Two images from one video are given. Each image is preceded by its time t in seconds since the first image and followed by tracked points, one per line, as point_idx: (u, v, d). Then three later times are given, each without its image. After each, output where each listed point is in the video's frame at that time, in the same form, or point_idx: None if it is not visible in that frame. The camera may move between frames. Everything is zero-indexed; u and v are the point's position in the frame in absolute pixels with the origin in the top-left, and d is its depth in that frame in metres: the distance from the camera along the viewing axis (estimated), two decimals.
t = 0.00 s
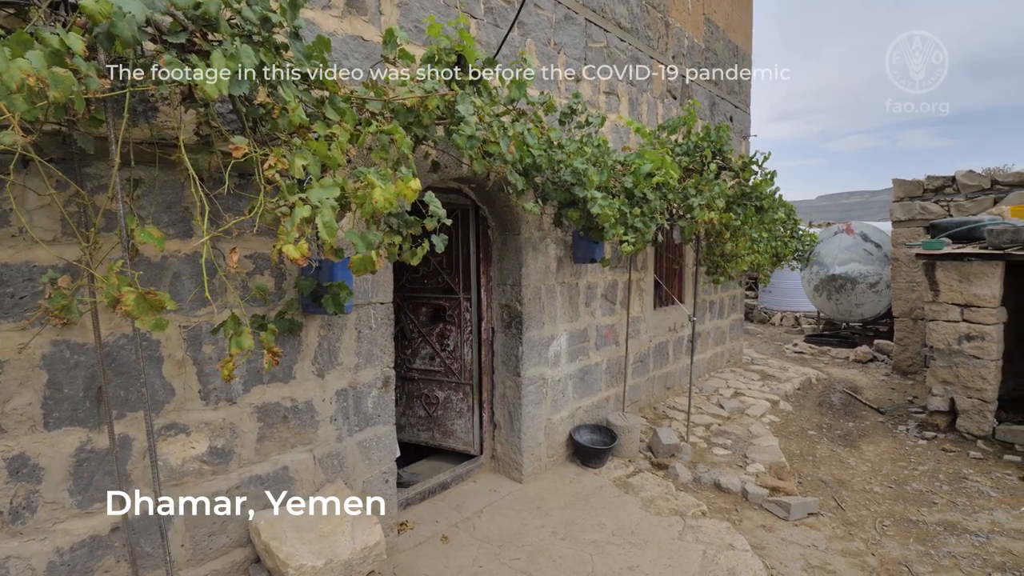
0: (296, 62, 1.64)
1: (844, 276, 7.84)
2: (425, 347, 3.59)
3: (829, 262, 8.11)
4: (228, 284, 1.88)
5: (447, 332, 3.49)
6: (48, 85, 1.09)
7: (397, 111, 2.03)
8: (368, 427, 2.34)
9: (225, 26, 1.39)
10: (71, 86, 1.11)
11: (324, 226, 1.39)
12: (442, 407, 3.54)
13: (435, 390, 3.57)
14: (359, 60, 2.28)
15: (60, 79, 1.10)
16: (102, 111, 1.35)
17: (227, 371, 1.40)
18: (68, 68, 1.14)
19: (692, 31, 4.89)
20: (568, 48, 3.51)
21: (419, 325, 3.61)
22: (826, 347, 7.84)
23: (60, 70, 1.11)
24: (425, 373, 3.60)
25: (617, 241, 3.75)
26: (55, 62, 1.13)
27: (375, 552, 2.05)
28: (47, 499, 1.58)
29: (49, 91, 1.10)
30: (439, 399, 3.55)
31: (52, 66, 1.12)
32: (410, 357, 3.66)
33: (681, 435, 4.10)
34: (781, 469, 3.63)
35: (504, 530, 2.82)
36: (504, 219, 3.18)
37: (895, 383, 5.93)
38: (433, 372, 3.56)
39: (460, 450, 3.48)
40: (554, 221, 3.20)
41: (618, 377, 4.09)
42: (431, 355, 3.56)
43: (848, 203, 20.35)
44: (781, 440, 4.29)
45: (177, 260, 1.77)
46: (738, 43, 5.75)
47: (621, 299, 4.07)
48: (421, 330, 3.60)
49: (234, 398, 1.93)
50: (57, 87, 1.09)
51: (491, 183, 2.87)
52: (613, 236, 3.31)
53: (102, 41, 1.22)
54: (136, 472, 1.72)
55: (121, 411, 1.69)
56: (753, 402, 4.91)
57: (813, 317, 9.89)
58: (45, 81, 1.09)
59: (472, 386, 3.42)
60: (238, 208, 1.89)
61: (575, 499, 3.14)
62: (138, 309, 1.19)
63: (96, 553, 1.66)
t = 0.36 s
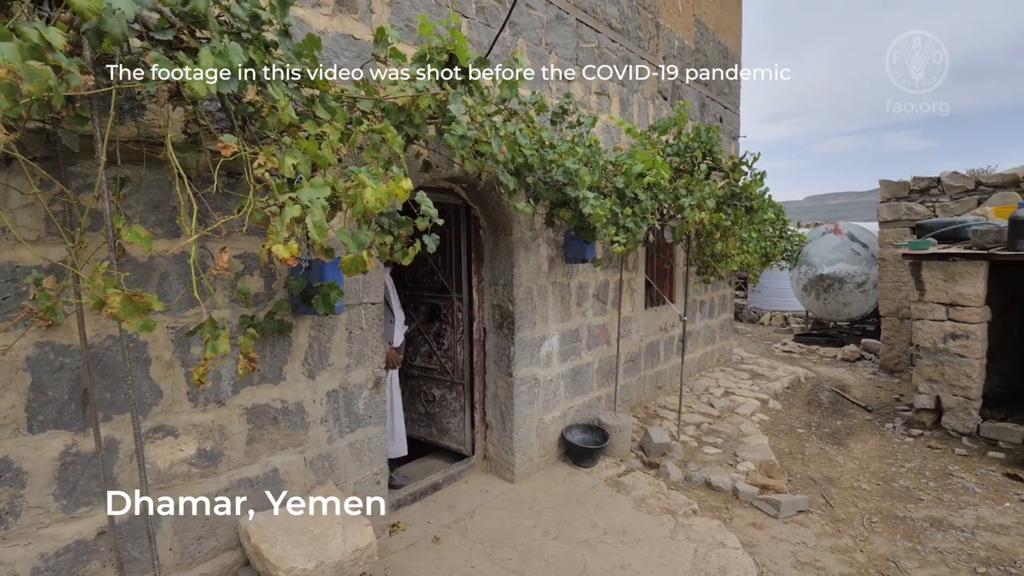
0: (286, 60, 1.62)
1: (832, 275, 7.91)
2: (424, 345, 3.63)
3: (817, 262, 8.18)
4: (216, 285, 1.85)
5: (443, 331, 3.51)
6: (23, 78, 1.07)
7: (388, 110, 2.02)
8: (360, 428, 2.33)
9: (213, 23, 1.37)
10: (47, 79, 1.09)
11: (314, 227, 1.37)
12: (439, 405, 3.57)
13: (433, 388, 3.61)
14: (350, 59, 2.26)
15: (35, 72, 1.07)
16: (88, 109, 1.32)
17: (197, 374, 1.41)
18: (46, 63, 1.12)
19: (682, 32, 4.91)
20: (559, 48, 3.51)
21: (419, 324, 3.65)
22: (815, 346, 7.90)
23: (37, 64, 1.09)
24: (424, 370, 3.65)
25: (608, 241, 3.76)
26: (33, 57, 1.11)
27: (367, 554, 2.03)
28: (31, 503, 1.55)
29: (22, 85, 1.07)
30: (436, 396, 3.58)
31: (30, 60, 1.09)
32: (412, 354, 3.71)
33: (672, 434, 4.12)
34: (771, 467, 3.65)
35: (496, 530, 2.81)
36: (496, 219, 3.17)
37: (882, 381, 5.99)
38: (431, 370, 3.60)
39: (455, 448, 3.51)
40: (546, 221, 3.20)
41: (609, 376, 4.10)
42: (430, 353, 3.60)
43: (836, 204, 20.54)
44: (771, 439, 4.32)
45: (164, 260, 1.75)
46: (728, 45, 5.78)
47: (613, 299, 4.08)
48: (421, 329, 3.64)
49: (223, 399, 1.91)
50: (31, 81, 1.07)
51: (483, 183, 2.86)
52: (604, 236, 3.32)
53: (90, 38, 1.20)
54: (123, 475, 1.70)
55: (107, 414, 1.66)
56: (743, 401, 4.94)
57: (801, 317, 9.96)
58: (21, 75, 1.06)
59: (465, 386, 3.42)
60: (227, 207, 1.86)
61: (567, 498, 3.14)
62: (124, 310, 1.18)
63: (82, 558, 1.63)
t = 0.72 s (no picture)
0: (273, 56, 1.60)
1: (818, 274, 8.00)
2: (419, 343, 3.65)
3: (803, 261, 8.26)
4: (202, 285, 1.83)
5: (435, 330, 3.51)
6: (13, 77, 1.05)
7: (377, 108, 2.00)
8: (348, 429, 2.31)
9: (199, 19, 1.35)
10: (37, 78, 1.08)
11: (300, 225, 1.36)
12: (432, 403, 3.59)
13: (427, 386, 3.63)
14: (338, 56, 2.24)
15: (25, 70, 1.06)
16: (69, 104, 1.30)
17: (185, 376, 1.39)
18: (32, 58, 1.10)
19: (670, 32, 4.93)
20: (548, 47, 3.50)
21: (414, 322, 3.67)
22: (801, 345, 7.97)
23: (26, 62, 1.07)
24: (419, 368, 3.67)
25: (597, 240, 3.77)
26: (19, 52, 1.08)
27: (356, 555, 2.03)
28: (11, 507, 1.52)
29: (12, 83, 1.06)
30: (429, 395, 3.60)
31: (18, 56, 1.07)
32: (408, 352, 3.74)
33: (661, 432, 4.13)
34: (759, 465, 3.68)
35: (486, 529, 2.81)
36: (486, 219, 3.16)
37: (867, 379, 6.06)
38: (425, 368, 3.62)
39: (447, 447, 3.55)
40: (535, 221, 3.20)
41: (599, 375, 4.11)
42: (424, 351, 3.62)
43: (822, 204, 20.75)
44: (758, 436, 4.35)
45: (149, 259, 1.72)
46: (715, 45, 5.81)
47: (602, 298, 4.09)
48: (416, 327, 3.65)
49: (208, 400, 1.89)
50: (22, 81, 1.06)
51: (472, 182, 2.85)
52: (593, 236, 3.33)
53: (73, 34, 1.20)
54: (106, 478, 1.67)
55: (90, 416, 1.63)
56: (731, 399, 4.97)
57: (788, 316, 10.05)
58: (11, 74, 1.05)
59: (455, 385, 3.42)
60: (212, 205, 1.84)
61: (557, 498, 3.14)
62: (105, 310, 1.16)
63: (64, 563, 1.60)
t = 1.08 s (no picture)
0: (260, 55, 1.59)
1: (803, 275, 8.08)
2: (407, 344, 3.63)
3: (788, 261, 8.34)
4: (188, 286, 1.80)
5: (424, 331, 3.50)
6: None
7: (365, 108, 1.99)
8: (337, 430, 2.30)
9: (185, 16, 1.34)
10: (13, 70, 1.05)
11: (289, 225, 1.34)
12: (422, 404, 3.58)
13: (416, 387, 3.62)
14: (326, 55, 2.23)
15: None
16: (50, 102, 1.28)
17: (175, 376, 1.37)
18: (10, 52, 1.08)
19: (658, 35, 4.96)
20: (537, 48, 3.51)
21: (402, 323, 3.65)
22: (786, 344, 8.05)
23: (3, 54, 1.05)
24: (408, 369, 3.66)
25: (586, 240, 3.78)
26: None
27: (345, 558, 2.01)
28: None
29: None
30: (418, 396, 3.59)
31: None
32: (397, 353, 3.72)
33: (649, 431, 4.15)
34: (746, 463, 3.71)
35: (476, 530, 2.80)
36: (475, 219, 3.16)
37: (851, 377, 6.13)
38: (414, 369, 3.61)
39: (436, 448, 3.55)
40: (524, 221, 3.20)
41: (588, 375, 4.12)
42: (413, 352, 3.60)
43: (807, 205, 20.99)
44: (745, 435, 4.38)
45: (133, 260, 1.70)
46: (702, 48, 5.85)
47: (591, 298, 4.10)
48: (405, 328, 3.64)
49: (194, 402, 1.86)
50: None
51: (462, 182, 2.85)
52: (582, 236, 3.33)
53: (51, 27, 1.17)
54: (90, 482, 1.64)
55: (73, 419, 1.61)
56: (718, 399, 5.01)
57: (774, 316, 10.15)
58: None
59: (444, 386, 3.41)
60: (199, 205, 1.81)
61: (547, 498, 3.14)
62: (91, 309, 1.14)
63: (46, 569, 1.57)
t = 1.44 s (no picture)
0: (246, 52, 1.56)
1: (789, 274, 8.16)
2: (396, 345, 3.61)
3: (774, 261, 8.42)
4: (172, 286, 1.78)
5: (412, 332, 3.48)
6: None
7: (353, 106, 1.97)
8: (325, 432, 2.28)
9: (169, 12, 1.32)
10: None
11: (275, 225, 1.33)
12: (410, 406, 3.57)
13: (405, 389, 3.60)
14: (312, 53, 2.21)
15: None
16: (30, 99, 1.25)
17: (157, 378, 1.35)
18: None
19: (646, 36, 4.98)
20: (526, 48, 3.51)
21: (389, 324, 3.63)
22: (772, 343, 8.13)
23: None
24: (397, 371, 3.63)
25: (574, 240, 3.79)
26: None
27: (333, 560, 1.98)
28: None
29: None
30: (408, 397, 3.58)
31: None
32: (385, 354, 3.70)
33: (638, 430, 4.17)
34: (733, 461, 3.74)
35: (465, 531, 2.79)
36: (463, 219, 3.15)
37: (836, 375, 6.21)
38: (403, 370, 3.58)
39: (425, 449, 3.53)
40: (513, 221, 3.19)
41: (576, 374, 4.13)
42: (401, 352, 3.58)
43: (792, 205, 21.23)
44: (732, 433, 4.42)
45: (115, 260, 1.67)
46: (689, 49, 5.89)
47: (579, 298, 4.11)
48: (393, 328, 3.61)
49: (179, 404, 1.84)
50: None
51: (450, 181, 2.84)
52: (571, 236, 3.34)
53: (40, 26, 1.17)
54: (72, 486, 1.62)
55: (53, 422, 1.58)
56: (706, 397, 5.04)
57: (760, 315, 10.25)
58: None
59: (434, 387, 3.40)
60: (183, 204, 1.79)
61: (536, 498, 3.14)
62: (71, 311, 1.12)
63: None
